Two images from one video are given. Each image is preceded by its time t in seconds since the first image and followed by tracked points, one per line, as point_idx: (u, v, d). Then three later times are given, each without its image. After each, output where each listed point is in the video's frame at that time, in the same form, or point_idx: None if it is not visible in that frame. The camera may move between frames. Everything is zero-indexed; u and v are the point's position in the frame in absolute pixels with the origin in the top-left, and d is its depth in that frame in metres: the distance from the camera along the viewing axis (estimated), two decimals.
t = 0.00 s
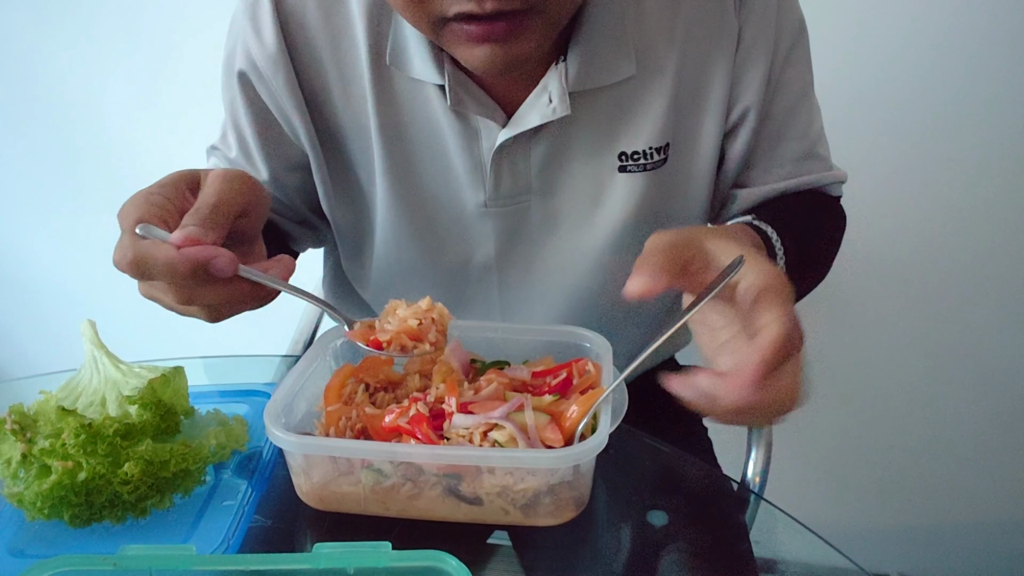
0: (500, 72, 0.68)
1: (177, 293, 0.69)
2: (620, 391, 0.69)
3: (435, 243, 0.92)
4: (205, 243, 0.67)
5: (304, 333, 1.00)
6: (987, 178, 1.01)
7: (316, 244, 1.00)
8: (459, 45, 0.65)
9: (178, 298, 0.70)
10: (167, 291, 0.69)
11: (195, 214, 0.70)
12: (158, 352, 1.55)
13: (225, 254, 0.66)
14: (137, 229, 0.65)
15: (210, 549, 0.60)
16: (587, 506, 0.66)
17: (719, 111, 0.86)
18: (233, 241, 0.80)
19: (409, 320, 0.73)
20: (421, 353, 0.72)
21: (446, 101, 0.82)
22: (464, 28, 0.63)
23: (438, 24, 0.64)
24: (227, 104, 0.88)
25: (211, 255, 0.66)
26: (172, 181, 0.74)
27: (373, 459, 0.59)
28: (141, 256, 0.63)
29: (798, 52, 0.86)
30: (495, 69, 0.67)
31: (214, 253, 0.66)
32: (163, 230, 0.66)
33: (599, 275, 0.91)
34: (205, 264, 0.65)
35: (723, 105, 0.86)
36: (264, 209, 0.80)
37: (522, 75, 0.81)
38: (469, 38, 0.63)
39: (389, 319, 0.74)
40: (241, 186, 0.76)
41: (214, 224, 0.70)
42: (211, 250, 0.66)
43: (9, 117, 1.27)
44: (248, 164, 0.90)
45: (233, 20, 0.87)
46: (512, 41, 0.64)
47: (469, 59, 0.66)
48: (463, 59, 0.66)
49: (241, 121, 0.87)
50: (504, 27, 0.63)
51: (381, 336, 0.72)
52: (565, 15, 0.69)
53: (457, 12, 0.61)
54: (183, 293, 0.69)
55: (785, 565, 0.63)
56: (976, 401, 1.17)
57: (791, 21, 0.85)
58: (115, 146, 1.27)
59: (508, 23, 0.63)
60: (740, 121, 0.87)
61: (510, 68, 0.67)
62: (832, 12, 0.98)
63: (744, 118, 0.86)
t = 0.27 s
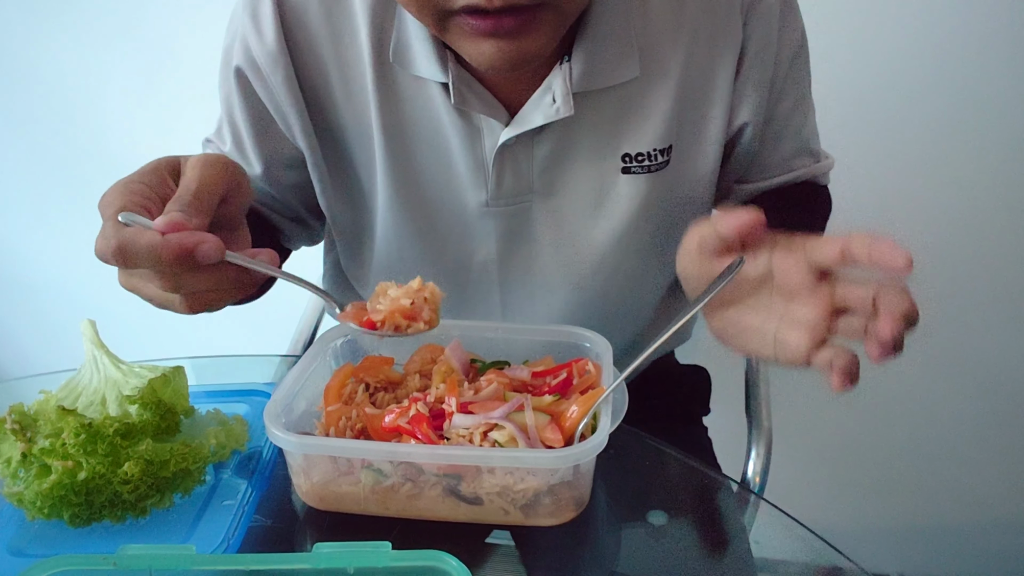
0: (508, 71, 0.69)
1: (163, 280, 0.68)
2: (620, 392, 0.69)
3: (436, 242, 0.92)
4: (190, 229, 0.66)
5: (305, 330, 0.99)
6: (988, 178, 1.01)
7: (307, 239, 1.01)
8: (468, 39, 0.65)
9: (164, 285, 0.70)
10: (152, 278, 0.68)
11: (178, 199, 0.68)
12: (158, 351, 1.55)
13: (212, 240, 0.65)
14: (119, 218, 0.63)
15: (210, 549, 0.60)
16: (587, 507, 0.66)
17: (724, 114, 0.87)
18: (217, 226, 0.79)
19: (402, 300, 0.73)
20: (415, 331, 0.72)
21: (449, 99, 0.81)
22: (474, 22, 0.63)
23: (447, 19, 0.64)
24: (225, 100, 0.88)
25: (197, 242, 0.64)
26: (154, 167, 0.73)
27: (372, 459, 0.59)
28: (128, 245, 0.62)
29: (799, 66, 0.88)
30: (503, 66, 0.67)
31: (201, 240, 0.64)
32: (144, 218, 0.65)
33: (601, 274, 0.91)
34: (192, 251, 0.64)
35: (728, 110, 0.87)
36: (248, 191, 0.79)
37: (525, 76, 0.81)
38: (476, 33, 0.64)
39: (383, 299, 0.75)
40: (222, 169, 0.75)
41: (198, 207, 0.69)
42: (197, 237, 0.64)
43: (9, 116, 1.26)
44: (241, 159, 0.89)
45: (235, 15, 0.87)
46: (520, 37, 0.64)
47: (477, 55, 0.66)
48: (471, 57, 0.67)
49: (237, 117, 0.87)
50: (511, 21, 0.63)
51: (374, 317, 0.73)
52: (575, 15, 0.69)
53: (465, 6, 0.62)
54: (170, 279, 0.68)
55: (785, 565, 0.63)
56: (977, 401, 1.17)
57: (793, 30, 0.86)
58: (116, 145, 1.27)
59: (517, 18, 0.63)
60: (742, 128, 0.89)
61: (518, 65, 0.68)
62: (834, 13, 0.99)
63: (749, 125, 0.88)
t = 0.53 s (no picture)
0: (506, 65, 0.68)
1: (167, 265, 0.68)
2: (620, 391, 0.69)
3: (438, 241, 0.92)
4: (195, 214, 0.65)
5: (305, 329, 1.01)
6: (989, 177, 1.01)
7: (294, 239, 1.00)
8: (465, 32, 0.65)
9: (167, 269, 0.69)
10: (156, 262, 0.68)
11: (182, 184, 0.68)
12: (157, 350, 1.55)
13: (220, 225, 0.65)
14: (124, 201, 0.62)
15: (209, 549, 0.60)
16: (587, 507, 0.66)
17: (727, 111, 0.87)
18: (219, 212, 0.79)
19: (412, 287, 0.73)
20: (426, 318, 0.74)
21: (453, 95, 0.81)
22: (472, 14, 0.63)
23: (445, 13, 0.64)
24: (222, 88, 0.87)
25: (205, 228, 0.64)
26: (154, 149, 0.72)
27: (372, 458, 0.59)
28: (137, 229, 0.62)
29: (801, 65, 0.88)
30: (501, 59, 0.66)
31: (210, 224, 0.64)
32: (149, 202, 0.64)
33: (601, 274, 0.91)
34: (200, 236, 0.64)
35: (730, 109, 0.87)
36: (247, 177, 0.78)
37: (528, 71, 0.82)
38: (476, 26, 0.63)
39: (392, 286, 0.75)
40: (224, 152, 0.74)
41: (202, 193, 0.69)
42: (206, 220, 0.64)
43: (9, 115, 1.26)
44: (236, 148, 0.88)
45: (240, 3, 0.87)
46: (519, 28, 0.64)
47: (476, 49, 0.65)
48: (470, 50, 0.66)
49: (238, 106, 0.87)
50: (512, 15, 0.63)
51: (385, 304, 0.72)
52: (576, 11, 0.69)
53: None
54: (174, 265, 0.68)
55: (785, 564, 0.63)
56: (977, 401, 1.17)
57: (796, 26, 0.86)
58: (117, 143, 1.27)
59: (515, 10, 0.63)
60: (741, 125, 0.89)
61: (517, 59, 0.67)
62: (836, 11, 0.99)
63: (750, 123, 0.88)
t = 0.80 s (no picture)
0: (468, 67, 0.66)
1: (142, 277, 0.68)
2: (620, 390, 0.69)
3: (437, 242, 0.92)
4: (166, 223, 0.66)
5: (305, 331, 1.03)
6: (986, 178, 1.01)
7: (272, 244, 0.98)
8: (424, 31, 0.63)
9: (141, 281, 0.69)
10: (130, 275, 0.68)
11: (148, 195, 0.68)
12: (158, 352, 1.55)
13: (194, 235, 0.65)
14: (91, 215, 0.62)
15: (210, 549, 0.60)
16: (587, 507, 0.66)
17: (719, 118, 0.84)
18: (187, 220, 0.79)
19: (398, 285, 0.75)
20: (415, 315, 0.75)
21: (447, 100, 0.81)
22: (425, 13, 0.61)
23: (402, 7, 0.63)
24: (209, 88, 0.87)
25: (181, 238, 0.64)
26: (115, 156, 0.71)
27: (371, 459, 0.59)
28: (105, 243, 0.62)
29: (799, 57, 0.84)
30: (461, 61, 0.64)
31: (184, 237, 0.64)
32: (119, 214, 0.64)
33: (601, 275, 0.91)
34: (175, 247, 0.64)
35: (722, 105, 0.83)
36: (215, 178, 0.79)
37: (522, 75, 0.81)
38: (431, 26, 0.62)
39: (377, 286, 0.76)
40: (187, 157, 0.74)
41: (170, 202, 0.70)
42: (180, 233, 0.65)
43: (9, 118, 1.27)
44: (221, 150, 0.87)
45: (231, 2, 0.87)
46: (472, 30, 0.62)
47: (431, 46, 0.64)
48: (427, 46, 0.64)
49: (224, 105, 0.86)
50: (464, 17, 0.61)
51: (372, 305, 0.74)
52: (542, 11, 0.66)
53: None
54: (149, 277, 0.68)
55: (786, 564, 0.63)
56: (977, 400, 1.17)
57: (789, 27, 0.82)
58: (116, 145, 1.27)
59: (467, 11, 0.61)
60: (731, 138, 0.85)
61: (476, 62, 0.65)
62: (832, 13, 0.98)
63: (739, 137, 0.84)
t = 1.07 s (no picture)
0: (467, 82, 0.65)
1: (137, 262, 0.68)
2: (620, 390, 0.69)
3: (437, 242, 0.92)
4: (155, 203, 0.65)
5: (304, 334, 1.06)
6: (986, 180, 1.01)
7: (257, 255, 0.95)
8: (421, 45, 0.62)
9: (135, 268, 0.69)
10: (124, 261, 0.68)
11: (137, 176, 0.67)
12: (158, 351, 1.56)
13: (187, 215, 0.65)
14: (79, 199, 0.62)
15: (210, 549, 0.60)
16: (587, 507, 0.66)
17: (723, 120, 0.84)
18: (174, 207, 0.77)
19: (401, 264, 0.73)
20: (418, 293, 0.74)
21: (446, 114, 0.81)
22: (422, 27, 0.60)
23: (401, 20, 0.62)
24: (197, 98, 0.87)
25: (175, 219, 0.64)
26: (100, 144, 0.71)
27: (371, 459, 0.59)
28: (96, 227, 0.61)
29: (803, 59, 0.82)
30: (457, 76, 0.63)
31: (177, 216, 0.64)
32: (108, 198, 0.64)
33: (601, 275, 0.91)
34: (169, 228, 0.64)
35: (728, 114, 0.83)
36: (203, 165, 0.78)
37: (521, 84, 0.81)
38: (427, 40, 0.61)
39: (379, 264, 0.75)
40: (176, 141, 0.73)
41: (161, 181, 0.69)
42: (174, 212, 0.65)
43: (9, 118, 1.27)
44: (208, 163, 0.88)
45: (219, 12, 0.85)
46: (468, 45, 0.61)
47: (431, 64, 0.62)
48: (428, 66, 0.63)
49: (213, 119, 0.86)
50: (460, 27, 0.60)
51: (376, 282, 0.73)
52: (542, 26, 0.65)
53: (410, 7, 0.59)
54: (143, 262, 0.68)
55: (785, 565, 0.63)
56: (978, 400, 1.17)
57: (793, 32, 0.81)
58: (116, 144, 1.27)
59: (463, 25, 0.60)
60: (734, 142, 0.85)
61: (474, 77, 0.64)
62: (833, 15, 0.97)
63: (744, 146, 0.84)
